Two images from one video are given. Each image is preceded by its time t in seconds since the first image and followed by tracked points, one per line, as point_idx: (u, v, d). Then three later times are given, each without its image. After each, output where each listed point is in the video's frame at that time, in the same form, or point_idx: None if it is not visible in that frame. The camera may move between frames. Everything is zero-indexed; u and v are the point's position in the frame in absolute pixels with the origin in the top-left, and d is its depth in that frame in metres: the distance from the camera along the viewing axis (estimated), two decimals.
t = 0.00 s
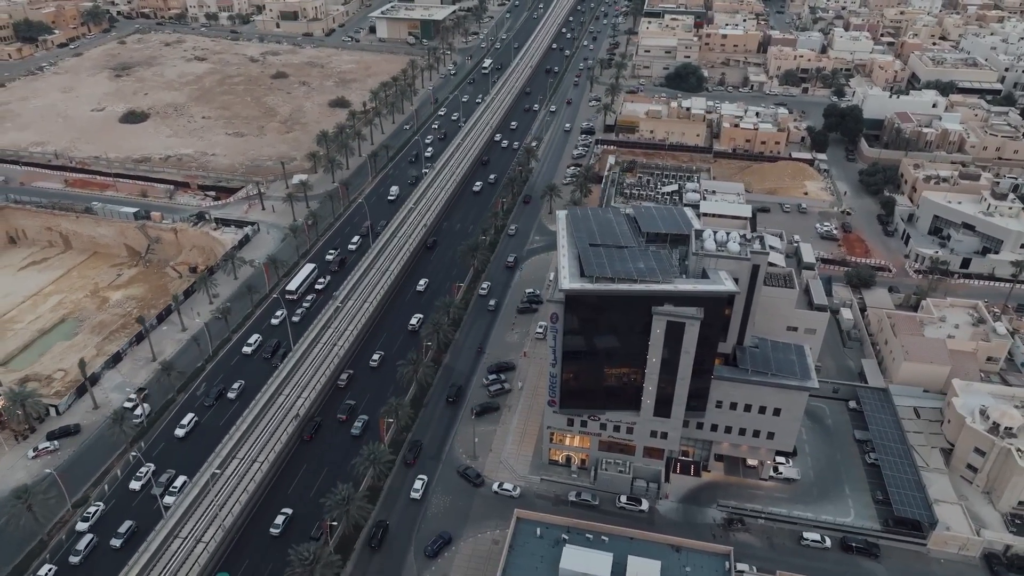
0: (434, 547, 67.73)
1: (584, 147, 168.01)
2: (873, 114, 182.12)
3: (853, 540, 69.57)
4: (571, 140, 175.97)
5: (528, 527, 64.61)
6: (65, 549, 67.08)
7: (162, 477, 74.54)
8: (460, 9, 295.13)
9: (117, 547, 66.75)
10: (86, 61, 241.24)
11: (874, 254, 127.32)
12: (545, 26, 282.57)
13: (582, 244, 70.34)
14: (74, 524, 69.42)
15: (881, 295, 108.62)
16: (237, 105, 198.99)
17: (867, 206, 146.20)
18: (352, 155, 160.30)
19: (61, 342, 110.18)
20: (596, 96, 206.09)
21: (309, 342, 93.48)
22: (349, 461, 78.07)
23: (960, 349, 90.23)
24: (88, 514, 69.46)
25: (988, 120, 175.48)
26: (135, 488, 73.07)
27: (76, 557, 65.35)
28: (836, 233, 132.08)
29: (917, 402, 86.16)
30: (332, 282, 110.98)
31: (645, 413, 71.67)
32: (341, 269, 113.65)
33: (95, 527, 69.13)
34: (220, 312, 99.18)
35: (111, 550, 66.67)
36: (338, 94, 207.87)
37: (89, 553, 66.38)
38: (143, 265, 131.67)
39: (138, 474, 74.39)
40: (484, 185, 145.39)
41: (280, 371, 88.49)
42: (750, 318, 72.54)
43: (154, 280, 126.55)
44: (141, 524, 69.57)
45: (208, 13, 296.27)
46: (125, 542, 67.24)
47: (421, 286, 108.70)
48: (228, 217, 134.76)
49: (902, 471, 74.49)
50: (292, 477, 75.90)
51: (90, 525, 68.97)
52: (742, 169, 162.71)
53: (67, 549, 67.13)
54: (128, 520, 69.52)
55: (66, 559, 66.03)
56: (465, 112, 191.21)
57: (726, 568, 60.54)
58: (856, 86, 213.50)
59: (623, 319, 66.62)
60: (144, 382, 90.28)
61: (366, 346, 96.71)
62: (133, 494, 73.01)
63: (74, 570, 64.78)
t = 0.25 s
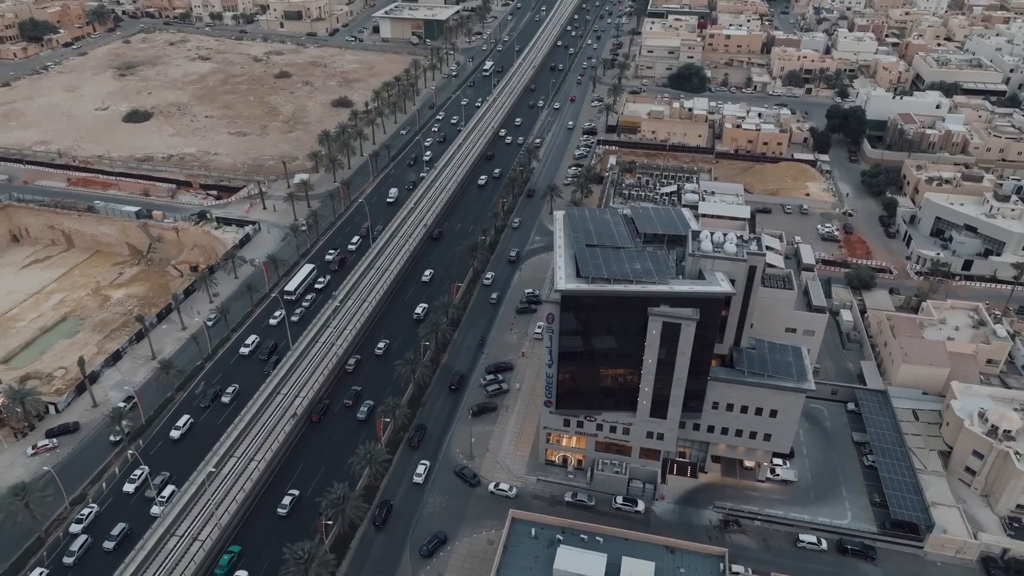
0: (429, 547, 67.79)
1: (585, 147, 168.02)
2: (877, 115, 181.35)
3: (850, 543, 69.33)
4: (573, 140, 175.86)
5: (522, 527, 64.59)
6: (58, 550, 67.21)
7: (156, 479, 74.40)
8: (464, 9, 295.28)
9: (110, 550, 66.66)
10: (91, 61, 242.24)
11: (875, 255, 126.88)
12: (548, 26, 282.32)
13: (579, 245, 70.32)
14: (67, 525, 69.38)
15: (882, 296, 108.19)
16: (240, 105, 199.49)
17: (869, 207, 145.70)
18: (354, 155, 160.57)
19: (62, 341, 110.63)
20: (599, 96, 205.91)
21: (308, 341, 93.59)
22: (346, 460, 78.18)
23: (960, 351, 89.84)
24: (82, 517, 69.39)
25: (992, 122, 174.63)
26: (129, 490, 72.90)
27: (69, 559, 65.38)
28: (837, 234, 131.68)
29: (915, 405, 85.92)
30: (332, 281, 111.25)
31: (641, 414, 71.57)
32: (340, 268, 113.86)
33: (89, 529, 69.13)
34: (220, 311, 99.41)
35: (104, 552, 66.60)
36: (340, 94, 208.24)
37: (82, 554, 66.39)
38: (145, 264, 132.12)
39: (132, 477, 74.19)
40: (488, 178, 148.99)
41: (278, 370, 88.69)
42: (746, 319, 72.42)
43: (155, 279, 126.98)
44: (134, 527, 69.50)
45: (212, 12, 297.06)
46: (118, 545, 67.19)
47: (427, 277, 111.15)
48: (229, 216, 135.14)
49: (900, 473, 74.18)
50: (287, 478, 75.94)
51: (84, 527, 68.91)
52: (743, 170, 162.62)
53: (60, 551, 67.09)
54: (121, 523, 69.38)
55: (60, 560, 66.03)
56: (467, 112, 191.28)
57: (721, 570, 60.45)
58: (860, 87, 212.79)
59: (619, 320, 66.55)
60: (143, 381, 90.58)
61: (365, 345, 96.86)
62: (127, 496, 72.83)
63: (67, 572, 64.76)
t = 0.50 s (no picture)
0: (424, 546, 67.82)
1: (587, 147, 167.86)
2: (880, 116, 180.64)
3: (846, 545, 69.12)
4: (575, 140, 175.75)
5: (517, 527, 64.62)
6: (52, 550, 67.21)
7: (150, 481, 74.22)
8: (467, 9, 295.35)
9: (102, 552, 66.48)
10: (96, 60, 243.22)
11: (876, 257, 126.43)
12: (552, 26, 281.97)
13: (575, 245, 70.33)
14: (61, 527, 69.33)
15: (882, 298, 107.82)
16: (243, 104, 199.98)
17: (871, 209, 145.11)
18: (355, 155, 160.83)
19: (63, 338, 111.13)
20: (601, 96, 205.65)
21: (307, 340, 93.73)
22: (342, 460, 78.24)
23: (960, 353, 89.48)
24: (76, 518, 69.28)
25: (997, 123, 173.68)
26: (123, 493, 72.68)
27: (63, 559, 65.36)
28: (838, 235, 131.25)
29: (914, 407, 85.63)
30: (332, 281, 111.49)
31: (637, 415, 71.49)
32: (340, 268, 114.10)
33: (82, 530, 69.01)
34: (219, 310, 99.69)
35: (96, 555, 66.43)
36: (343, 94, 208.60)
37: (76, 555, 66.34)
38: (147, 263, 132.61)
39: (126, 479, 73.94)
40: (493, 172, 152.69)
41: (277, 368, 88.89)
42: (743, 321, 72.30)
43: (157, 278, 127.40)
44: (127, 529, 69.30)
45: (216, 12, 297.82)
46: (111, 547, 66.99)
47: (431, 268, 113.66)
48: (231, 215, 135.49)
49: (897, 476, 73.94)
50: (284, 478, 75.94)
51: (78, 529, 68.81)
52: (745, 171, 162.32)
53: (53, 552, 67.03)
54: (114, 525, 69.19)
55: (53, 561, 66.02)
56: (469, 112, 191.34)
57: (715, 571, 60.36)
58: (864, 88, 211.95)
59: (615, 321, 66.48)
60: (142, 379, 90.93)
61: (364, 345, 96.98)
62: (120, 498, 72.60)
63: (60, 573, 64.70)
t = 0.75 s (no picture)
0: (420, 546, 67.97)
1: (589, 147, 167.80)
2: (883, 117, 180.11)
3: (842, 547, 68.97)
4: (577, 140, 175.74)
5: (512, 527, 64.68)
6: (46, 551, 67.17)
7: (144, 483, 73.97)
8: (471, 9, 295.59)
9: (95, 554, 66.22)
10: (100, 59, 244.31)
11: (878, 258, 125.99)
12: (555, 26, 281.83)
13: (572, 245, 70.35)
14: (55, 528, 69.27)
15: (882, 300, 107.48)
16: (246, 104, 200.55)
17: (873, 210, 144.58)
18: (357, 154, 161.15)
19: (64, 336, 111.65)
20: (604, 97, 205.56)
21: (306, 339, 93.88)
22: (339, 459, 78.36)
23: (960, 355, 89.10)
24: (69, 520, 69.14)
25: (1001, 124, 172.84)
26: (117, 495, 72.43)
27: (57, 560, 65.35)
28: (840, 237, 130.83)
29: (913, 409, 85.35)
30: (332, 280, 111.71)
31: (634, 416, 71.44)
32: (340, 268, 114.38)
33: (76, 532, 68.85)
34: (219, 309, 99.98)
35: (89, 557, 66.21)
36: (346, 93, 209.03)
37: (70, 556, 66.30)
38: (149, 262, 133.19)
39: (120, 482, 73.68)
40: (498, 167, 155.98)
41: (276, 367, 89.08)
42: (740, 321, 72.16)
43: (159, 277, 127.87)
44: (120, 532, 69.04)
45: (221, 12, 298.69)
46: (104, 550, 66.73)
47: (436, 259, 116.28)
48: (232, 215, 135.87)
49: (894, 478, 73.71)
50: (280, 477, 76.03)
51: (71, 531, 68.64)
52: (747, 172, 161.89)
53: (47, 553, 66.94)
54: (106, 528, 68.91)
55: (47, 562, 65.98)
56: (471, 112, 191.60)
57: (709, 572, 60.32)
58: (868, 89, 211.25)
59: (611, 322, 66.46)
60: (142, 377, 91.32)
61: (363, 344, 97.16)
62: (114, 501, 72.28)
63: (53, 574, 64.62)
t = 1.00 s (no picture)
0: (415, 546, 68.02)
1: (591, 148, 167.76)
2: (887, 118, 179.57)
3: (839, 550, 68.74)
4: (580, 141, 175.61)
5: (507, 528, 64.73)
6: (40, 552, 67.10)
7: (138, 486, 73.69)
8: (475, 9, 295.70)
9: (87, 557, 66.00)
10: (105, 58, 245.34)
11: (879, 260, 125.49)
12: (559, 26, 281.42)
13: (569, 246, 70.40)
14: (49, 530, 69.14)
15: (883, 302, 106.88)
16: (250, 103, 201.06)
17: (875, 211, 144.01)
18: (360, 154, 161.43)
19: (66, 334, 112.12)
20: (607, 97, 205.33)
21: (305, 339, 94.03)
22: (336, 459, 78.42)
23: (959, 358, 88.70)
24: (63, 522, 68.98)
25: (1005, 126, 171.88)
26: (110, 498, 72.04)
27: (51, 561, 65.37)
28: (842, 238, 130.38)
29: (912, 412, 85.03)
30: (332, 279, 111.91)
31: (630, 417, 71.36)
32: (341, 267, 114.59)
33: (70, 534, 68.72)
34: (219, 308, 100.31)
35: (81, 559, 66.02)
36: (349, 93, 209.41)
37: (64, 557, 66.30)
38: (151, 260, 133.70)
39: (114, 484, 73.37)
40: (504, 160, 159.49)
41: (275, 366, 89.27)
42: (737, 323, 72.02)
43: (160, 275, 128.39)
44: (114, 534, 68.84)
45: (225, 11, 299.50)
46: (97, 552, 66.58)
47: (442, 251, 119.02)
48: (234, 214, 136.22)
49: (892, 481, 73.41)
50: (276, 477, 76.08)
51: (65, 533, 68.48)
52: (749, 173, 161.47)
53: (41, 555, 66.91)
54: (99, 530, 68.67)
55: (41, 563, 66.01)
56: (474, 112, 191.58)
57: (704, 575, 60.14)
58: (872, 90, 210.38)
59: (607, 323, 66.46)
60: (141, 376, 91.68)
61: (362, 344, 97.35)
62: (107, 504, 71.88)
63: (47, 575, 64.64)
